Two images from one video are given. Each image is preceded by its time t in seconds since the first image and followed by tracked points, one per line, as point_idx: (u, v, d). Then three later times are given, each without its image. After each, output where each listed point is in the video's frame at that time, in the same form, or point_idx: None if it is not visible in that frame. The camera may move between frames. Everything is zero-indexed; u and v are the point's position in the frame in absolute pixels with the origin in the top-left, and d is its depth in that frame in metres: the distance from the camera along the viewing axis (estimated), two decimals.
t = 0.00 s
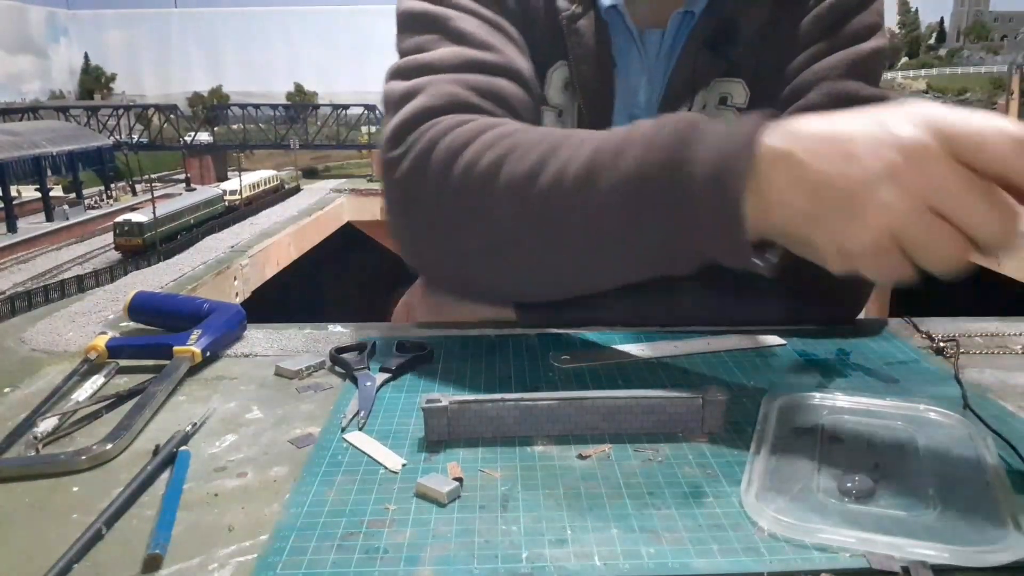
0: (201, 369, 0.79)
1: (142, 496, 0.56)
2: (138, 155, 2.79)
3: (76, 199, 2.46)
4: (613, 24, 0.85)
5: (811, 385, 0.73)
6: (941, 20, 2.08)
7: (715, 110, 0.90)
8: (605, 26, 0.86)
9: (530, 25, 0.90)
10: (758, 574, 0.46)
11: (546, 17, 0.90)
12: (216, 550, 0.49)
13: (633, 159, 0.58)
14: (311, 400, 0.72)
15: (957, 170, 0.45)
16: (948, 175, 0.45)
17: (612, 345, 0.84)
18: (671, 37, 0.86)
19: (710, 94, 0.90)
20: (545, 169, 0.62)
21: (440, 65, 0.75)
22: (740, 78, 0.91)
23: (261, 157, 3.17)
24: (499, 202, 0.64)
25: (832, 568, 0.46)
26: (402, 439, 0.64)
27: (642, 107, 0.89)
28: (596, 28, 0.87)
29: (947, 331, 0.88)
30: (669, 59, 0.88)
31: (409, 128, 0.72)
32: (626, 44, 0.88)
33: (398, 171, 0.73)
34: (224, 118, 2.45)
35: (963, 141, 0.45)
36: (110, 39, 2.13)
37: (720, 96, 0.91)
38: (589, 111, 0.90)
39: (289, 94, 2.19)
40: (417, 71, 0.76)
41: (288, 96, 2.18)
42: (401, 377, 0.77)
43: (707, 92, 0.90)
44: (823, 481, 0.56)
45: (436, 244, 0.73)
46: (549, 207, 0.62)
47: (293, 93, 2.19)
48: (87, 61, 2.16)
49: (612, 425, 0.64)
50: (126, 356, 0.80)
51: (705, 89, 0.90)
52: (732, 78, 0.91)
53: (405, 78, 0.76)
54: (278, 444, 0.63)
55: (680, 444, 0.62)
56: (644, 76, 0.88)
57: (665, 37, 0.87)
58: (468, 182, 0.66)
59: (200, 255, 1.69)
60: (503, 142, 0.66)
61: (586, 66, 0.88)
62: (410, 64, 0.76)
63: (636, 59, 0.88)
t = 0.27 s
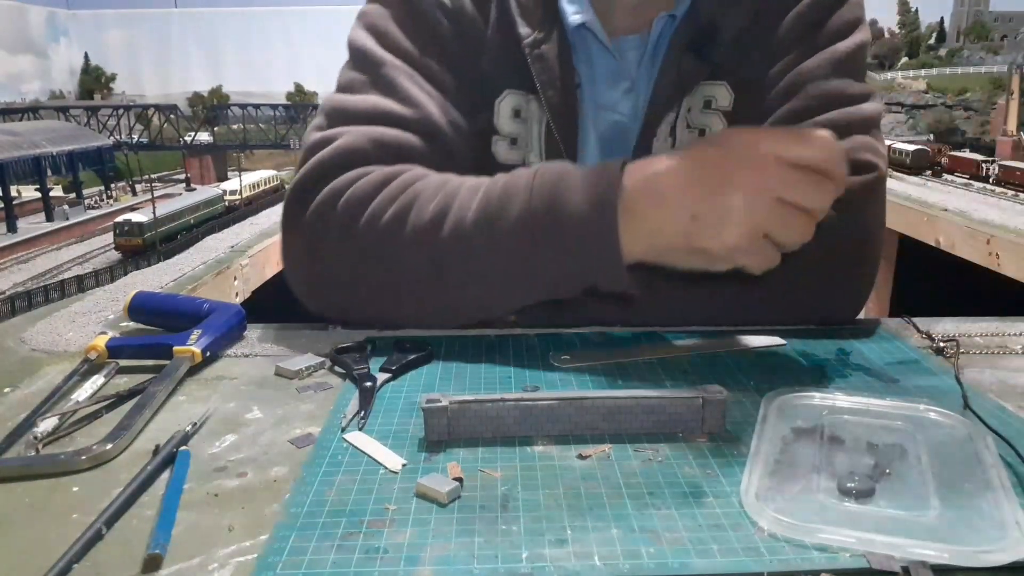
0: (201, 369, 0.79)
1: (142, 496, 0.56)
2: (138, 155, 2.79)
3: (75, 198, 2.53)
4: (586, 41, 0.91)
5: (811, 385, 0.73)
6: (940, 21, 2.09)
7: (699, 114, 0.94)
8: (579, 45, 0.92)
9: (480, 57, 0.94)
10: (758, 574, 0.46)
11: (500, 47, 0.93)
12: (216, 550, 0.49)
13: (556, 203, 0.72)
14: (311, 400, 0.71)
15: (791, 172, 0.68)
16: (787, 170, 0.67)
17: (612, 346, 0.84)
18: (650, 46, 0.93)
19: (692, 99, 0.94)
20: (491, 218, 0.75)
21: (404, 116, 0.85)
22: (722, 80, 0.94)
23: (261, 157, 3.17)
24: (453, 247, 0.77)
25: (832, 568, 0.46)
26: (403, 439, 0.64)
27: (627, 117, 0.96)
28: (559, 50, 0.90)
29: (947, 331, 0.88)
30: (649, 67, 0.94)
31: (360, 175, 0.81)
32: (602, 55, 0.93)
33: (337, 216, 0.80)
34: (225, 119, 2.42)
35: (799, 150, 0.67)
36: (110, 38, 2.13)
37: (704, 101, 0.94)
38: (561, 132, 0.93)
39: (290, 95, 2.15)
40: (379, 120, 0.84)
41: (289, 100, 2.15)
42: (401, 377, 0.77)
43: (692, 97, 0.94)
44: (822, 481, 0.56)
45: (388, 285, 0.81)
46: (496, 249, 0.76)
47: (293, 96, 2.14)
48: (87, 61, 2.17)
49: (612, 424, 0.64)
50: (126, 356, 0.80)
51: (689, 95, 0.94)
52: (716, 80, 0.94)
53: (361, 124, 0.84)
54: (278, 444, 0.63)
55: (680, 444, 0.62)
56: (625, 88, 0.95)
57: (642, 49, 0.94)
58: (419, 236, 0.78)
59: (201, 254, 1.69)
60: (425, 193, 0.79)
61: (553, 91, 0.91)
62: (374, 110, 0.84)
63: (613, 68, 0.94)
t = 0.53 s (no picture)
0: (201, 369, 0.79)
1: (142, 496, 0.56)
2: (138, 155, 2.79)
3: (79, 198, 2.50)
4: (553, 46, 0.94)
5: (810, 385, 0.73)
6: (940, 21, 2.09)
7: (678, 124, 0.98)
8: (546, 51, 0.94)
9: (449, 68, 0.93)
10: (759, 574, 0.46)
11: (467, 57, 0.94)
12: (216, 550, 0.49)
13: (558, 238, 0.76)
14: (311, 400, 0.72)
15: (758, 183, 0.74)
16: (751, 183, 0.74)
17: (612, 346, 0.84)
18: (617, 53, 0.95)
19: (670, 109, 0.97)
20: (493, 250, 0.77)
21: (377, 130, 0.85)
22: (699, 88, 0.96)
23: (261, 157, 3.17)
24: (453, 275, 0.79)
25: (832, 568, 0.46)
26: (402, 439, 0.64)
27: (597, 125, 0.97)
28: (528, 55, 0.91)
29: (947, 331, 0.88)
30: (618, 75, 0.96)
31: (356, 197, 0.81)
32: (569, 62, 0.95)
33: (329, 238, 0.81)
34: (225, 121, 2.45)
35: (762, 163, 0.75)
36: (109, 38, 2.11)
37: (682, 110, 0.97)
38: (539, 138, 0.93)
39: (290, 95, 2.14)
40: (346, 136, 0.84)
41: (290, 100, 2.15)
42: (401, 376, 0.77)
43: (669, 108, 0.97)
44: (822, 481, 0.56)
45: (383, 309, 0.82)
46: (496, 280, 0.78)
47: (293, 96, 2.14)
48: (87, 60, 2.12)
49: (612, 424, 0.64)
50: (126, 356, 0.80)
51: (667, 105, 0.97)
52: (693, 89, 0.97)
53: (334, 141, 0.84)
54: (278, 444, 0.63)
55: (680, 444, 0.62)
56: (596, 95, 0.96)
57: (609, 57, 0.96)
58: (420, 263, 0.79)
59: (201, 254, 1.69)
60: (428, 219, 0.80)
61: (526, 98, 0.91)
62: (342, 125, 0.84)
63: (581, 76, 0.96)
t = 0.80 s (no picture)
0: (203, 369, 0.80)
1: (145, 495, 0.56)
2: (140, 156, 2.79)
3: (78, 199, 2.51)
4: (537, 56, 0.93)
5: (809, 385, 0.73)
6: (939, 22, 2.10)
7: (667, 129, 0.98)
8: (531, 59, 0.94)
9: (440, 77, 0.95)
10: (756, 572, 0.47)
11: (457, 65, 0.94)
12: (219, 548, 0.50)
13: (551, 237, 0.76)
14: (312, 399, 0.72)
15: (748, 173, 0.74)
16: (741, 173, 0.74)
17: (611, 345, 0.84)
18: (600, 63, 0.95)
19: (658, 115, 0.97)
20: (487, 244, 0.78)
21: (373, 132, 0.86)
22: (686, 94, 0.97)
23: (263, 157, 3.17)
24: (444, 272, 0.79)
25: (829, 566, 0.47)
26: (403, 438, 0.64)
27: (582, 131, 0.98)
28: (513, 64, 0.91)
29: (945, 331, 0.89)
30: (603, 82, 0.96)
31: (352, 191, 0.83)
32: (552, 70, 0.95)
33: (325, 234, 0.82)
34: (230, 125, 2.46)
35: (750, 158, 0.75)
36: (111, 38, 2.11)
37: (670, 116, 0.97)
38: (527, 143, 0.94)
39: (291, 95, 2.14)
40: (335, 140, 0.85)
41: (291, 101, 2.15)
42: (400, 375, 0.77)
43: (657, 113, 0.97)
44: (820, 480, 0.57)
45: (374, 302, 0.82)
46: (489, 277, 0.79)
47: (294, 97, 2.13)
48: (88, 61, 2.13)
49: (611, 424, 0.64)
50: (129, 356, 0.81)
51: (655, 110, 0.97)
52: (680, 95, 0.97)
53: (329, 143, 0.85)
54: (279, 443, 0.64)
55: (679, 444, 0.63)
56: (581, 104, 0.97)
57: (593, 65, 0.95)
58: (413, 258, 0.79)
59: (202, 255, 1.69)
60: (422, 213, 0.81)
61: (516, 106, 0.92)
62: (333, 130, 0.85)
63: (565, 85, 0.96)
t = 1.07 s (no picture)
0: (201, 369, 0.79)
1: (142, 496, 0.55)
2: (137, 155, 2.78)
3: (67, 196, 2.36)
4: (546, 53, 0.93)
5: (812, 385, 0.73)
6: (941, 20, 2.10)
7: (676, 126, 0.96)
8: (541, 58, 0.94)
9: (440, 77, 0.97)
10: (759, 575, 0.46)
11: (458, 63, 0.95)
12: (216, 550, 0.49)
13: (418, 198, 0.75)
14: (311, 400, 0.71)
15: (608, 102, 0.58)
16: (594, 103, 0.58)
17: (612, 345, 0.84)
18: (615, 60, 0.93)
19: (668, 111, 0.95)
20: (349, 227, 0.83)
21: (383, 134, 0.90)
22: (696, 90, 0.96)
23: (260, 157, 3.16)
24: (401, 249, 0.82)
25: (832, 568, 0.46)
26: (402, 439, 0.64)
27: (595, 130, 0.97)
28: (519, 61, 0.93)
29: (947, 331, 0.88)
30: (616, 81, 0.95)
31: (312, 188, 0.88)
32: (564, 69, 0.94)
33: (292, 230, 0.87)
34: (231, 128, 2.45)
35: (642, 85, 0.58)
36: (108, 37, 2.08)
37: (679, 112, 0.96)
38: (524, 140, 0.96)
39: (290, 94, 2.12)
40: (340, 141, 0.90)
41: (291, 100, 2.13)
42: (400, 376, 0.77)
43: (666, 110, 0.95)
44: (823, 482, 0.56)
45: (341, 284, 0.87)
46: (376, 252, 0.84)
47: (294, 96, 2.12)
48: (85, 60, 2.08)
49: (612, 425, 0.64)
50: (125, 356, 0.80)
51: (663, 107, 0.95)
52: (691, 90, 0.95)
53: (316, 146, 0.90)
54: (278, 445, 0.63)
55: (681, 445, 0.62)
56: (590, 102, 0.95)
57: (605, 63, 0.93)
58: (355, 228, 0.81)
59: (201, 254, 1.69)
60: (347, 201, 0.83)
61: (515, 103, 0.94)
62: (343, 131, 0.90)
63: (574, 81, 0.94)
